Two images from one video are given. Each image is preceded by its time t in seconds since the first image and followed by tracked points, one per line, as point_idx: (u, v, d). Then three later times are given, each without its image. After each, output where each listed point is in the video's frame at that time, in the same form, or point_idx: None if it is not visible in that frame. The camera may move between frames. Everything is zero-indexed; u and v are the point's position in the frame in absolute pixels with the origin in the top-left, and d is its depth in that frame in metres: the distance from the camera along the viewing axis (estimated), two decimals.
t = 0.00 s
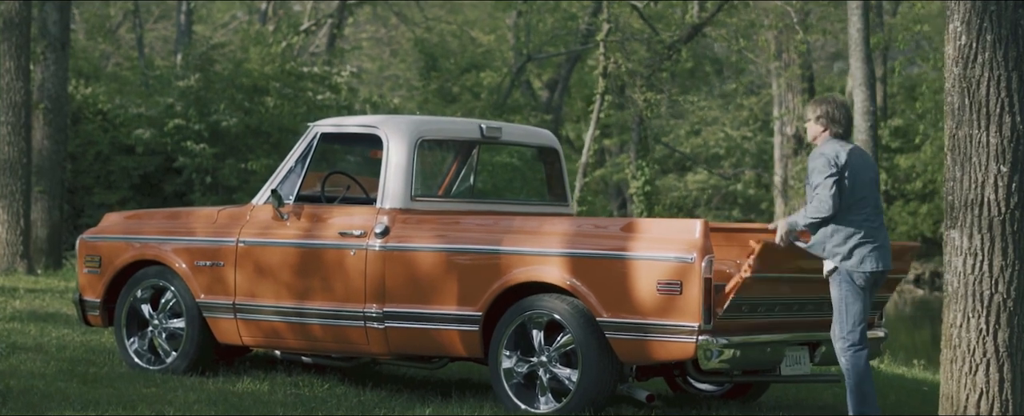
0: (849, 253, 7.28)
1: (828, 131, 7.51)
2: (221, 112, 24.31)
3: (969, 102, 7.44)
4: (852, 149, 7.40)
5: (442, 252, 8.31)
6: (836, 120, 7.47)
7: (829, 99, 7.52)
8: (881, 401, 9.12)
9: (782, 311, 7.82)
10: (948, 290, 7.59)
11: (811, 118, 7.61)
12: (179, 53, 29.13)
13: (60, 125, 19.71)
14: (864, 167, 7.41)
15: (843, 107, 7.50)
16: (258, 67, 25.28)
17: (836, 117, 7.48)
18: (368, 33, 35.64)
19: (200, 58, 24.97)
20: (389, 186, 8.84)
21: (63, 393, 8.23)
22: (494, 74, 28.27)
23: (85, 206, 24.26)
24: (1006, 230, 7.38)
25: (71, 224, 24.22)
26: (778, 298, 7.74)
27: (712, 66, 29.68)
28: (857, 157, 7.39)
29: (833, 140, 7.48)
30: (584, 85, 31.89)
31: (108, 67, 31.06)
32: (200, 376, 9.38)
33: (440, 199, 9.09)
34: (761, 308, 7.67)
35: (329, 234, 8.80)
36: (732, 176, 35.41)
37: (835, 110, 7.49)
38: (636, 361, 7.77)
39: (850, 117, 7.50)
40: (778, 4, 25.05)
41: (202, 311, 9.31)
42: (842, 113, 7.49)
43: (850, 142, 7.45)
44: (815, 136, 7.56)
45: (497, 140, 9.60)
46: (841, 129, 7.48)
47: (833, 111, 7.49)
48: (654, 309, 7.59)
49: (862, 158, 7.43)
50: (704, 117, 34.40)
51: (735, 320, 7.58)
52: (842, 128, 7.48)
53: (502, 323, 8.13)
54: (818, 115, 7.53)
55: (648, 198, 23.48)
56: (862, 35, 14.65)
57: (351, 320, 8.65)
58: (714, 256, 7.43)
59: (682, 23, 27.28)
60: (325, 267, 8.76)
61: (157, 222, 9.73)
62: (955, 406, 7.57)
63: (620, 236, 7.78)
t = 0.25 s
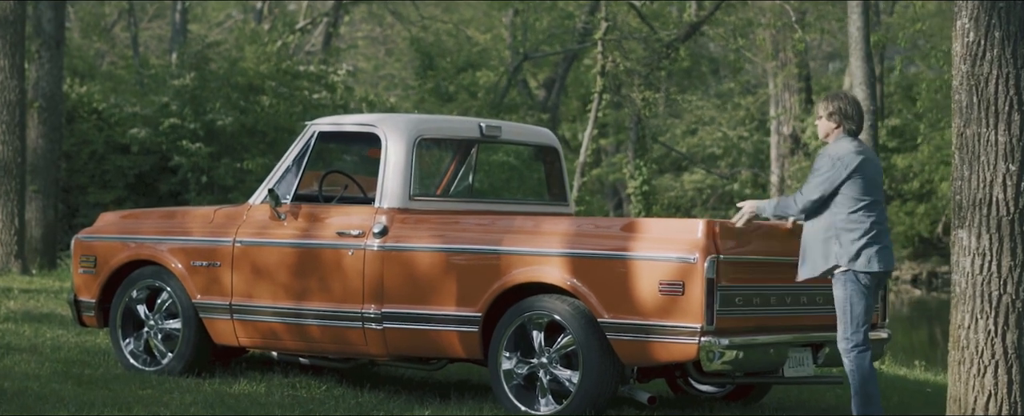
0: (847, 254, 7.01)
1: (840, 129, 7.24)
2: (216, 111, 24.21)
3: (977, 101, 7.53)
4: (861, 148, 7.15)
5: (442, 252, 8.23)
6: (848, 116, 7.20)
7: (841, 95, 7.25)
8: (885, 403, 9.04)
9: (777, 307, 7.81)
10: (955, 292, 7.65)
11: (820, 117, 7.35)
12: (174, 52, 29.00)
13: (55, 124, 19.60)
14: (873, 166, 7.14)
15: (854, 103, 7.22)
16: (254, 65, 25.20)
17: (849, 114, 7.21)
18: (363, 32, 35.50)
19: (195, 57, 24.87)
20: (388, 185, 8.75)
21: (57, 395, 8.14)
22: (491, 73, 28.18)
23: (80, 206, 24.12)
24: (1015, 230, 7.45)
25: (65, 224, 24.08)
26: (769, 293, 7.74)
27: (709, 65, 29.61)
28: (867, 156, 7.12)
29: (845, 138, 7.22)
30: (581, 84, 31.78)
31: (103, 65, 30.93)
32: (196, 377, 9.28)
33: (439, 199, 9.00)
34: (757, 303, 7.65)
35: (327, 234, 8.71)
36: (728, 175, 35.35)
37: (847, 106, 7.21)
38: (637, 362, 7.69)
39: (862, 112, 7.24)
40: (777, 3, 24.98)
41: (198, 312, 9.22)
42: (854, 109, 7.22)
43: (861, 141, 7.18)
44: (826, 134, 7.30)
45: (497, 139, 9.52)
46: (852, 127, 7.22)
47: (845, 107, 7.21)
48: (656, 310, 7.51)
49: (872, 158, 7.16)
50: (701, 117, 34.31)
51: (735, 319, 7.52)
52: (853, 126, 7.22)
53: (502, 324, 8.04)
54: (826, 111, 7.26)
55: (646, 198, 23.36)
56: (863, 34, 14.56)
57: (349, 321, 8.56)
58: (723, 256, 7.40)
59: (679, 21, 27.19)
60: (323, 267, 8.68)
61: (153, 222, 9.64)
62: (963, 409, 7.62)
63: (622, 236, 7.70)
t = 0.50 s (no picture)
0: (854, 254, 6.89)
1: (847, 128, 7.17)
2: (212, 110, 24.10)
3: (985, 98, 7.74)
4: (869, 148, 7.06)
5: (440, 252, 8.14)
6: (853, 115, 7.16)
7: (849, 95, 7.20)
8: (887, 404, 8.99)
9: (780, 307, 7.74)
10: (963, 293, 7.85)
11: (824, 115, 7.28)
12: (169, 51, 28.87)
13: (50, 123, 19.49)
14: (880, 168, 7.06)
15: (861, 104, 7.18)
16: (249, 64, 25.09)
17: (856, 112, 7.16)
18: (359, 31, 35.37)
19: (190, 56, 24.77)
20: (385, 185, 8.66)
21: (52, 396, 8.04)
22: (487, 71, 28.07)
23: (75, 205, 23.98)
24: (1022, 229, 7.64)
25: (60, 224, 23.95)
26: (771, 294, 7.66)
27: (707, 64, 29.49)
28: (874, 157, 7.05)
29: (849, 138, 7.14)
30: (578, 83, 31.65)
31: (97, 65, 30.79)
32: (192, 378, 9.19)
33: (436, 198, 8.90)
34: (759, 303, 7.58)
35: (324, 234, 8.62)
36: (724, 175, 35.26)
37: (853, 105, 7.17)
38: (638, 363, 7.61)
39: (864, 107, 7.21)
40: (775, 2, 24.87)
41: (194, 312, 9.12)
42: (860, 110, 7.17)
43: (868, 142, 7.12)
44: (831, 132, 7.22)
45: (495, 137, 9.43)
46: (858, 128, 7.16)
47: (851, 107, 7.17)
48: (657, 311, 7.42)
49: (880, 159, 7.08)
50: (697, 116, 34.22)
51: (737, 319, 7.44)
52: (857, 124, 7.17)
53: (501, 325, 7.95)
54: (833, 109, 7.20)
55: (645, 198, 23.22)
56: (863, 32, 14.49)
57: (347, 322, 8.47)
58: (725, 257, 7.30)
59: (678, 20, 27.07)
60: (320, 267, 8.58)
61: (148, 222, 9.54)
62: (971, 410, 7.77)
63: (622, 236, 7.61)
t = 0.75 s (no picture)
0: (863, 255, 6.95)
1: (840, 127, 7.22)
2: (207, 109, 24.00)
3: (993, 95, 7.36)
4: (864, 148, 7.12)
5: (438, 252, 8.05)
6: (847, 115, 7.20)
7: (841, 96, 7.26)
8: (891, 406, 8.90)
9: (782, 309, 7.67)
10: (971, 295, 7.46)
11: (815, 116, 7.33)
12: (164, 49, 28.80)
13: (44, 123, 19.41)
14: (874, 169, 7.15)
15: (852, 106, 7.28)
16: (245, 63, 25.00)
17: (846, 110, 7.22)
18: (355, 31, 35.32)
19: (186, 55, 24.68)
20: (383, 184, 8.57)
21: (45, 399, 7.95)
22: (483, 70, 28.01)
23: (70, 205, 23.85)
24: None
25: (55, 224, 23.87)
26: (774, 295, 7.59)
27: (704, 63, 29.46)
28: (869, 155, 7.07)
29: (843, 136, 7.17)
30: (574, 82, 31.62)
31: (93, 63, 30.73)
32: (188, 380, 9.09)
33: (434, 198, 8.81)
34: (762, 304, 7.50)
35: (321, 234, 8.53)
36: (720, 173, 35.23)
37: (843, 103, 7.22)
38: (640, 365, 7.52)
39: (850, 105, 7.26)
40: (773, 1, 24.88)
41: (190, 313, 9.03)
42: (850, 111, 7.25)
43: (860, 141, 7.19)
44: (824, 133, 7.26)
45: (494, 136, 9.36)
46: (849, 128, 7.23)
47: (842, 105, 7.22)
48: (658, 312, 7.34)
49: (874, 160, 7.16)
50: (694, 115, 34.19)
51: (739, 321, 7.37)
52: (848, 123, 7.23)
53: (501, 326, 7.87)
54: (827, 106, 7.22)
55: (642, 198, 23.19)
56: (862, 31, 14.44)
57: (344, 324, 8.38)
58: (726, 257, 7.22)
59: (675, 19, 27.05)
60: (317, 268, 8.49)
61: (143, 222, 9.44)
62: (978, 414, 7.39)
63: (623, 236, 7.53)
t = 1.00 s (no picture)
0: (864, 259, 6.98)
1: (820, 131, 7.27)
2: (202, 109, 23.90)
3: (1002, 95, 7.25)
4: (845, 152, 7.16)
5: (436, 254, 7.97)
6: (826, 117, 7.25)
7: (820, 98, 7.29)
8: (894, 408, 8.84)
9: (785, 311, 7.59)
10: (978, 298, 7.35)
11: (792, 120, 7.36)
12: (159, 49, 28.71)
13: (37, 122, 19.30)
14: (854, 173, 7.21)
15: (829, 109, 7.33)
16: (240, 62, 24.87)
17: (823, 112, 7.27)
18: (351, 30, 35.21)
19: (180, 54, 24.56)
20: (380, 184, 8.48)
21: (38, 402, 7.85)
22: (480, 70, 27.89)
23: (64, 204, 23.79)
24: None
25: (49, 224, 23.76)
26: (776, 297, 7.52)
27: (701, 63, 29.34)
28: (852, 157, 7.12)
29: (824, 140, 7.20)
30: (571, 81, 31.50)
31: (87, 63, 30.59)
32: (182, 383, 8.98)
33: (431, 198, 8.72)
34: (763, 305, 7.42)
35: (317, 235, 8.44)
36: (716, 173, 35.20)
37: (823, 107, 7.26)
38: (640, 368, 7.44)
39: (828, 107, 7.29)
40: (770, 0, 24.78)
41: (185, 315, 8.93)
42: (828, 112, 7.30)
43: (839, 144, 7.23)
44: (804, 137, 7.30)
45: (493, 136, 9.26)
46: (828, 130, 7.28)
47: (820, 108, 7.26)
48: (659, 314, 7.27)
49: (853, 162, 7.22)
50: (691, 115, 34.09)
51: (740, 323, 7.29)
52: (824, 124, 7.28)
53: (500, 328, 7.78)
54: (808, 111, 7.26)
55: (639, 197, 23.06)
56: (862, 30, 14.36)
57: (341, 326, 8.28)
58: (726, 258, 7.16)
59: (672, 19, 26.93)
60: (314, 269, 8.39)
61: (137, 223, 9.35)
62: None
63: (623, 238, 7.46)
